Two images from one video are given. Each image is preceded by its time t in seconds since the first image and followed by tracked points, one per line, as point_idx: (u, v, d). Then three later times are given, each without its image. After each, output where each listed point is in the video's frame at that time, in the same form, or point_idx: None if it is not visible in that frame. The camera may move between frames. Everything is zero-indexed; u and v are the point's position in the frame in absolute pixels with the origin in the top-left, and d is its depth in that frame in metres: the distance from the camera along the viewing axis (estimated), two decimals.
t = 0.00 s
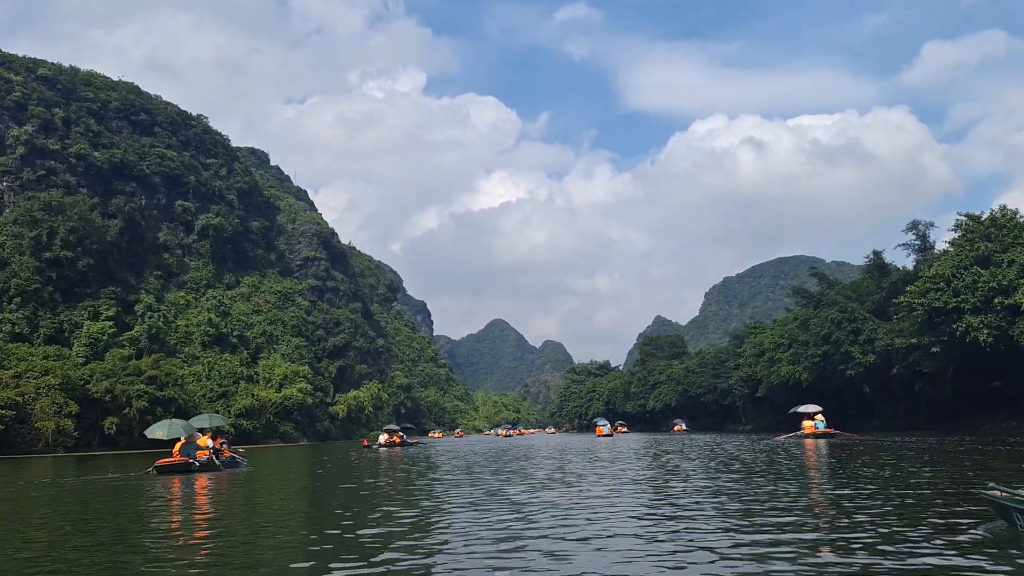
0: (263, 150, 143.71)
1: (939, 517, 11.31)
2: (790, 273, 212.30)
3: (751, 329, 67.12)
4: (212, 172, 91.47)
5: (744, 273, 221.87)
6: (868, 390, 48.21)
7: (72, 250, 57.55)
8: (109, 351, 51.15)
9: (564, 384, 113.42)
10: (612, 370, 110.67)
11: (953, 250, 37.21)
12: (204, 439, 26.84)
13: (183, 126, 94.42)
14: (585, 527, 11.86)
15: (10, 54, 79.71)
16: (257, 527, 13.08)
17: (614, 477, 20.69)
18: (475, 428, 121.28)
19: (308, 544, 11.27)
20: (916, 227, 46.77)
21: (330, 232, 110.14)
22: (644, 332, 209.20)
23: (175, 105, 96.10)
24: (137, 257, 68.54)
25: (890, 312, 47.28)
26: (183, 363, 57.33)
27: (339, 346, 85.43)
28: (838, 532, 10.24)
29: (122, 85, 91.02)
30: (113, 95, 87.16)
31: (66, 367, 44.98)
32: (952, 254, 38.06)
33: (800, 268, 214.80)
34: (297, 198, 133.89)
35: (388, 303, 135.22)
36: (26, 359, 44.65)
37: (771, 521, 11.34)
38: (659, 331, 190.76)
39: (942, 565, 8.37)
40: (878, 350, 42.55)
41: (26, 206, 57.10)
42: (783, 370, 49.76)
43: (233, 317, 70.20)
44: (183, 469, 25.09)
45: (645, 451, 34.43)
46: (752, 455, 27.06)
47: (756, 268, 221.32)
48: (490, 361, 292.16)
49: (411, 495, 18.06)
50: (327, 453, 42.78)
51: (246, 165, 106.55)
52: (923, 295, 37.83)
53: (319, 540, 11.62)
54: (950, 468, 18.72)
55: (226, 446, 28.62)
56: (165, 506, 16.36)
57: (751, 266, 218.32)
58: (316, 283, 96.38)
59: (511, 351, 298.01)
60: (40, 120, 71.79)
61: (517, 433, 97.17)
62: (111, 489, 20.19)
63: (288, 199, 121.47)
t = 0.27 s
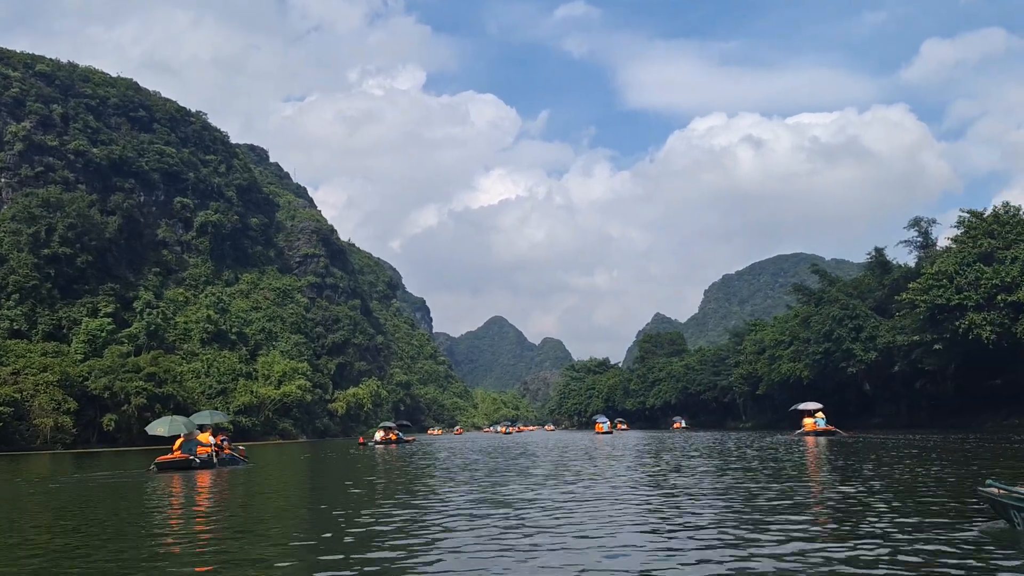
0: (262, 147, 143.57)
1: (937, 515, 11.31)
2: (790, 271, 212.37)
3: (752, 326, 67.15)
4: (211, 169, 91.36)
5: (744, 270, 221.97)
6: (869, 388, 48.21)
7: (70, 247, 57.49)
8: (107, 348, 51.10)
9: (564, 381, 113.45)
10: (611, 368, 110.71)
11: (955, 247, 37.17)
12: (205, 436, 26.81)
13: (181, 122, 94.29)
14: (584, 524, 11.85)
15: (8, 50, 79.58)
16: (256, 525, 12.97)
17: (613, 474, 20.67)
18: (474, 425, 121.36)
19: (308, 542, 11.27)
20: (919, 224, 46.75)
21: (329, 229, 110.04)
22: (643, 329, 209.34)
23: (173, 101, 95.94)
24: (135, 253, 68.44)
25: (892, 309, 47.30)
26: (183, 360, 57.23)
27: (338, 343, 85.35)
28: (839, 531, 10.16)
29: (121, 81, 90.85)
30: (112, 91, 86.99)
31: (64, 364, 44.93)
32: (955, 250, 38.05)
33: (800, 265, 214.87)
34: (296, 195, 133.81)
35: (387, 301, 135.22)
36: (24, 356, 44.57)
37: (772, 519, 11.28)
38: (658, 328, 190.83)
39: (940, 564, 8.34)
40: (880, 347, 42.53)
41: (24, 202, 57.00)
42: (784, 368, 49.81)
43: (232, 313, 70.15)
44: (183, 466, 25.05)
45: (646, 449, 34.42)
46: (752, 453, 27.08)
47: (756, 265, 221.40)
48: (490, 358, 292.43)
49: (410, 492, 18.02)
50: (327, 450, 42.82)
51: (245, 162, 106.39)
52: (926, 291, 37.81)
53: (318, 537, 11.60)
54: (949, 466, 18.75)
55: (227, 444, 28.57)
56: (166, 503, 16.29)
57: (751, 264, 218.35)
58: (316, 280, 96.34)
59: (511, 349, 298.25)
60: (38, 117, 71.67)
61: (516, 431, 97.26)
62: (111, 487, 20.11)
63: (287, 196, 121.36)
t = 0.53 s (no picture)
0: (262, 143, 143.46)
1: (937, 513, 11.31)
2: (790, 269, 212.42)
3: (753, 323, 67.12)
4: (211, 165, 91.32)
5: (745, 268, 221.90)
6: (871, 385, 48.17)
7: (70, 243, 57.48)
8: (107, 344, 51.13)
9: (564, 379, 113.47)
10: (612, 365, 110.75)
11: (961, 244, 37.13)
12: (207, 433, 26.85)
13: (182, 118, 94.21)
14: (586, 521, 11.88)
15: (7, 46, 79.49)
16: (256, 522, 12.89)
17: (613, 472, 20.67)
18: (474, 422, 121.45)
19: (311, 537, 11.32)
20: (923, 221, 46.69)
21: (329, 226, 110.01)
22: (644, 327, 209.39)
23: (174, 97, 95.84)
24: (135, 250, 68.42)
25: (895, 307, 47.26)
26: (183, 356, 57.23)
27: (338, 340, 85.34)
28: (841, 529, 10.15)
29: (121, 77, 90.74)
30: (112, 87, 86.89)
31: (64, 360, 44.94)
32: (960, 247, 37.99)
33: (801, 263, 214.79)
34: (297, 192, 133.79)
35: (387, 298, 135.26)
36: (24, 352, 44.58)
37: (774, 517, 11.29)
38: (658, 326, 190.91)
39: (940, 562, 8.32)
40: (883, 344, 42.48)
41: (23, 198, 56.95)
42: (786, 365, 49.79)
43: (232, 310, 70.15)
44: (185, 462, 25.10)
45: (647, 446, 34.41)
46: (754, 450, 27.08)
47: (756, 263, 221.40)
48: (490, 355, 292.52)
49: (409, 489, 17.99)
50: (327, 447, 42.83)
51: (246, 159, 106.32)
52: (930, 289, 37.75)
53: (321, 534, 11.66)
54: (951, 463, 18.75)
55: (229, 440, 28.61)
56: (168, 501, 16.23)
57: (751, 261, 218.39)
58: (316, 277, 96.31)
59: (511, 346, 298.33)
60: (38, 112, 71.61)
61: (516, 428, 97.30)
62: (110, 483, 20.03)
63: (288, 192, 121.28)
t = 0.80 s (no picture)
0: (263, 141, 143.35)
1: (936, 513, 11.29)
2: (791, 268, 212.39)
3: (755, 322, 67.09)
4: (211, 162, 91.28)
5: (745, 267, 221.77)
6: (873, 384, 48.15)
7: (70, 240, 57.46)
8: (107, 341, 51.14)
9: (564, 377, 113.43)
10: (612, 364, 110.74)
11: (965, 243, 37.07)
12: (209, 430, 26.88)
13: (182, 115, 94.12)
14: (588, 520, 11.87)
15: (7, 42, 79.41)
16: (258, 520, 12.84)
17: (612, 471, 20.68)
18: (474, 421, 121.46)
19: (312, 535, 11.32)
20: (926, 219, 46.63)
21: (330, 224, 109.96)
22: (644, 325, 209.41)
23: (174, 94, 95.75)
24: (135, 247, 68.38)
25: (898, 305, 47.22)
26: (183, 354, 57.20)
27: (338, 337, 85.32)
28: (841, 529, 10.14)
29: (121, 74, 90.66)
30: (112, 83, 86.80)
31: (63, 358, 44.92)
32: (964, 246, 37.93)
33: (801, 262, 214.74)
34: (297, 189, 133.75)
35: (387, 295, 135.27)
36: (23, 348, 44.56)
37: (775, 516, 11.28)
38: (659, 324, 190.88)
39: (938, 562, 8.30)
40: (886, 343, 42.44)
41: (23, 195, 56.92)
42: (788, 364, 49.76)
43: (232, 307, 70.16)
44: (186, 460, 25.13)
45: (649, 445, 34.39)
46: (755, 449, 27.07)
47: (756, 262, 221.38)
48: (490, 354, 292.59)
49: (408, 487, 18.01)
50: (327, 445, 42.83)
51: (246, 156, 106.26)
52: (934, 287, 37.70)
53: (323, 532, 11.66)
54: (955, 462, 18.72)
55: (231, 437, 28.63)
56: (171, 498, 16.22)
57: (751, 260, 218.42)
58: (316, 275, 96.27)
59: (511, 344, 298.39)
60: (37, 109, 71.56)
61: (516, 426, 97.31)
62: (110, 480, 20.01)
63: (288, 189, 121.23)
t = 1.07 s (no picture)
0: (264, 138, 143.28)
1: (932, 513, 11.30)
2: (791, 268, 212.44)
3: (755, 321, 67.07)
4: (211, 160, 91.23)
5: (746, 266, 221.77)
6: (874, 384, 48.13)
7: (69, 237, 57.43)
8: (106, 338, 51.14)
9: (564, 375, 113.43)
10: (612, 362, 110.77)
11: (968, 242, 37.05)
12: (209, 428, 26.87)
13: (182, 112, 94.06)
14: (586, 520, 11.86)
15: (7, 38, 79.33)
16: (261, 518, 12.86)
17: (612, 470, 20.69)
18: (473, 419, 121.49)
19: (311, 533, 11.31)
20: (929, 218, 46.62)
21: (330, 221, 109.93)
22: (644, 324, 209.50)
23: (174, 91, 95.67)
24: (135, 244, 68.35)
25: (899, 305, 47.22)
26: (183, 351, 57.17)
27: (338, 335, 85.32)
28: (838, 529, 10.11)
29: (121, 70, 90.57)
30: (112, 80, 86.71)
31: (62, 354, 44.89)
32: (967, 245, 37.90)
33: (801, 261, 214.79)
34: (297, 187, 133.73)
35: (387, 293, 135.27)
36: (22, 345, 44.53)
37: (773, 516, 11.27)
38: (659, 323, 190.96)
39: (932, 563, 8.28)
40: (888, 342, 42.43)
41: (22, 191, 56.88)
42: (789, 364, 49.72)
43: (232, 305, 70.16)
44: (187, 457, 25.12)
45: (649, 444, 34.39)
46: (754, 449, 27.09)
47: (757, 261, 221.48)
48: (489, 352, 292.70)
49: (406, 485, 18.00)
50: (327, 443, 42.81)
51: (247, 153, 106.20)
52: (936, 286, 37.66)
53: (322, 530, 11.65)
54: (957, 462, 18.68)
55: (231, 435, 28.62)
56: (171, 495, 16.22)
57: (751, 259, 218.58)
58: (316, 272, 96.25)
59: (511, 342, 298.53)
60: (37, 105, 71.49)
61: (516, 425, 97.36)
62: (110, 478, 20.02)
63: (288, 187, 121.17)
